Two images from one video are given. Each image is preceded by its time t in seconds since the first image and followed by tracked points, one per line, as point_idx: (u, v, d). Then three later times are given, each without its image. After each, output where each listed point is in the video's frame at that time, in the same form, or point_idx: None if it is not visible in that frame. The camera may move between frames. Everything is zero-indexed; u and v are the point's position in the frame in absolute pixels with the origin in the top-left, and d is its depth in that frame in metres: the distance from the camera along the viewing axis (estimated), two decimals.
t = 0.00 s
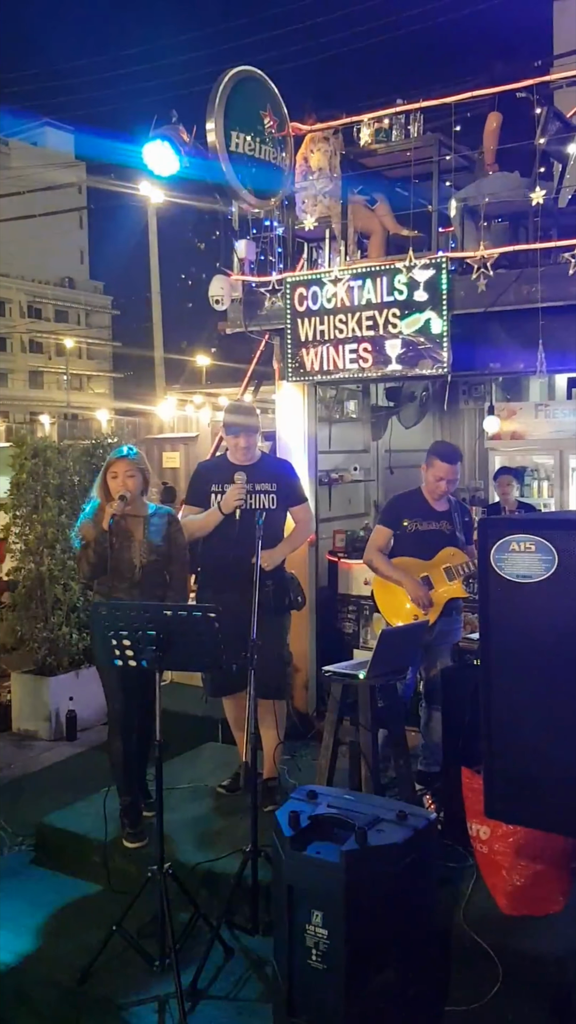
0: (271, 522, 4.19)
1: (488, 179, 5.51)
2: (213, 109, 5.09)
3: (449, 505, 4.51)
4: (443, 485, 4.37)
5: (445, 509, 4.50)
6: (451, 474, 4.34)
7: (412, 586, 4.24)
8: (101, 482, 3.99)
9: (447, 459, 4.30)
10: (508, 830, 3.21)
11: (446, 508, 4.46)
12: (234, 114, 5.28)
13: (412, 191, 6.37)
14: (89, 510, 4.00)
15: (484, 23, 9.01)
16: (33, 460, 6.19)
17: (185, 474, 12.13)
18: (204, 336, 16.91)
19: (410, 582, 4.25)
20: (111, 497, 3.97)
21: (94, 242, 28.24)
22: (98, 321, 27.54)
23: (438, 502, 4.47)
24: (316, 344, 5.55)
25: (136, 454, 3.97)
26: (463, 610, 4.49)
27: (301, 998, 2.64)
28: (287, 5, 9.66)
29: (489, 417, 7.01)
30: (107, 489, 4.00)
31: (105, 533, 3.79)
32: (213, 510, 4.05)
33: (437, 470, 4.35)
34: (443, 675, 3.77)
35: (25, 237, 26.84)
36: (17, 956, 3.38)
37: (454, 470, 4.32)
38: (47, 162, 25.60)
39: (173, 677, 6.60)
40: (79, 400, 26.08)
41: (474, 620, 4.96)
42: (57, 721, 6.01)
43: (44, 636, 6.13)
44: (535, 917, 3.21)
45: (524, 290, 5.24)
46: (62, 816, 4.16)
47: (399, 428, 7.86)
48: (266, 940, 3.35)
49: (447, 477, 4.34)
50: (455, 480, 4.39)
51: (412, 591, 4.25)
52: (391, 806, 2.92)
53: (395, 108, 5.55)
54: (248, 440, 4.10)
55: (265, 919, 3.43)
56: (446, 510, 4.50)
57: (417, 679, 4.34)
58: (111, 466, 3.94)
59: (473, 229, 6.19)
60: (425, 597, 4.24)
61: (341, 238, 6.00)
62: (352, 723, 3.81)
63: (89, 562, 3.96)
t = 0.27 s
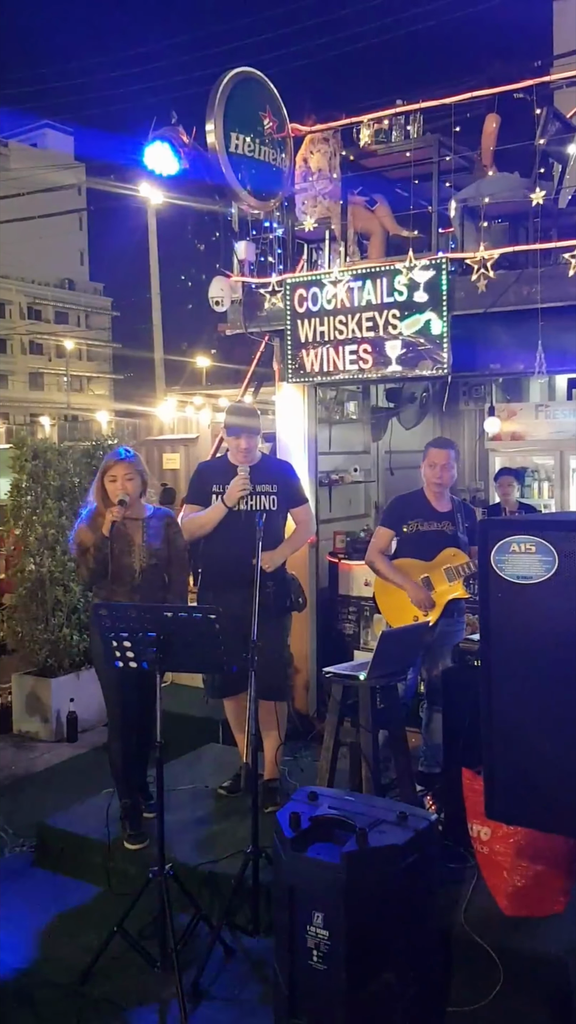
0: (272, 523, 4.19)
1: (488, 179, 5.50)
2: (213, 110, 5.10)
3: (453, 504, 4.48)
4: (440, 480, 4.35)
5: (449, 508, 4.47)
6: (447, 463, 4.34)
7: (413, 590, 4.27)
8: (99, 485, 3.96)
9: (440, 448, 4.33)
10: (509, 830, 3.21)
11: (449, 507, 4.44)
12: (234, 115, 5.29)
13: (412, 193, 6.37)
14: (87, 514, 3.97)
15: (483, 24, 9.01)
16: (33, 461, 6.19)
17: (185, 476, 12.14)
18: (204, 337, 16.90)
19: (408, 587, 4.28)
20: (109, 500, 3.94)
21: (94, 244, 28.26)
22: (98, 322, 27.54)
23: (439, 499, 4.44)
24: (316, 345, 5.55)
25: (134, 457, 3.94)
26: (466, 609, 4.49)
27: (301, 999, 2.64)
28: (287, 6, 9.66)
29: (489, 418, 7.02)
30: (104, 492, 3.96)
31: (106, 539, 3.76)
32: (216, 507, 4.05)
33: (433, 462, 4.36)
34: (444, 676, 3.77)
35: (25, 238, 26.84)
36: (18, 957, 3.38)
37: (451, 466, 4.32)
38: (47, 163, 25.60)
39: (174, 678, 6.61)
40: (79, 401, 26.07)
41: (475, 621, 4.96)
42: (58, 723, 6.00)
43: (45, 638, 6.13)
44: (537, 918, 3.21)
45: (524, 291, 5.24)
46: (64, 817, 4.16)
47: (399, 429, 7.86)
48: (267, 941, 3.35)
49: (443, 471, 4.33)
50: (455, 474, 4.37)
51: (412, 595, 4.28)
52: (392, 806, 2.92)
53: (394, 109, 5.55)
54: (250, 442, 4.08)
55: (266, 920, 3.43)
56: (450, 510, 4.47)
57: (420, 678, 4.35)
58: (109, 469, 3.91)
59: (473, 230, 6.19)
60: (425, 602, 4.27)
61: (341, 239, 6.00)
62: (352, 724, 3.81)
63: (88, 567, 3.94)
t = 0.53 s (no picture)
0: (273, 523, 4.19)
1: (488, 179, 5.49)
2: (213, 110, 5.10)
3: (452, 504, 4.47)
4: (437, 475, 4.38)
5: (448, 508, 4.47)
6: (442, 458, 4.40)
7: (411, 590, 4.33)
8: (96, 492, 3.95)
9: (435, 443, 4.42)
10: (508, 831, 3.21)
11: (448, 507, 4.45)
12: (234, 116, 5.29)
13: (411, 193, 6.37)
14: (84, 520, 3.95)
15: (483, 25, 9.01)
16: (33, 461, 6.19)
17: (185, 476, 12.15)
18: (204, 338, 16.91)
19: (406, 587, 4.34)
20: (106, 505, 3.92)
21: (94, 244, 28.26)
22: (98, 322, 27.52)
23: (437, 495, 4.42)
24: (316, 346, 5.55)
25: (128, 460, 3.92)
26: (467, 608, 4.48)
27: (301, 1000, 2.64)
28: (287, 7, 9.66)
29: (488, 419, 7.03)
30: (100, 497, 3.94)
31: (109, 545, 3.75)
32: (221, 501, 3.98)
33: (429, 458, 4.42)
34: (443, 677, 3.77)
35: (24, 238, 26.81)
36: (18, 959, 3.38)
37: (447, 463, 4.36)
38: (46, 163, 25.58)
39: (173, 678, 6.60)
40: (79, 402, 26.07)
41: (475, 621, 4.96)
42: (57, 724, 6.00)
43: (45, 639, 6.13)
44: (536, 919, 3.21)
45: (524, 292, 5.24)
46: (63, 818, 4.16)
47: (399, 430, 7.87)
48: (266, 942, 3.35)
49: (440, 468, 4.36)
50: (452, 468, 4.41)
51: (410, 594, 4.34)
52: (392, 808, 2.92)
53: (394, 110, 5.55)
54: (252, 442, 4.08)
55: (265, 921, 3.43)
56: (449, 509, 4.46)
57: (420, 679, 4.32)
58: (103, 474, 3.89)
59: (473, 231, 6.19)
60: (423, 602, 4.33)
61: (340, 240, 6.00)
62: (352, 725, 3.81)
63: (90, 573, 3.94)
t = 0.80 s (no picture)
0: (275, 521, 4.21)
1: (488, 178, 5.48)
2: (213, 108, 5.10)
3: (450, 503, 4.47)
4: (434, 473, 4.39)
5: (446, 507, 4.47)
6: (439, 457, 4.40)
7: (408, 590, 4.35)
8: (91, 501, 3.89)
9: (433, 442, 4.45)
10: (508, 830, 3.21)
11: (446, 506, 4.45)
12: (234, 114, 5.28)
13: (412, 192, 6.37)
14: (83, 532, 3.88)
15: (484, 24, 9.00)
16: (33, 460, 6.19)
17: (185, 475, 12.17)
18: (204, 337, 16.91)
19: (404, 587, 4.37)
20: (105, 513, 3.88)
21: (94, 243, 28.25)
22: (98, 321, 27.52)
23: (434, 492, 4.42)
24: (316, 344, 5.55)
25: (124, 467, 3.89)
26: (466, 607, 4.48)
27: (300, 998, 2.64)
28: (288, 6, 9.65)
29: (488, 417, 7.03)
30: (97, 507, 3.89)
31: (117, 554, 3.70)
32: (225, 497, 3.97)
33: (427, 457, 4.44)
34: (443, 676, 3.77)
35: (25, 237, 26.81)
36: (18, 957, 3.37)
37: (443, 461, 4.36)
38: (46, 162, 25.55)
39: (173, 677, 6.60)
40: (80, 401, 26.08)
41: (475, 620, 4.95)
42: (57, 722, 6.00)
43: (45, 637, 6.12)
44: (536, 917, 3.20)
45: (525, 290, 5.23)
46: (63, 816, 4.16)
47: (399, 429, 7.87)
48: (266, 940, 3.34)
49: (436, 467, 4.37)
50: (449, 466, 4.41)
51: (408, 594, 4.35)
52: (392, 806, 2.91)
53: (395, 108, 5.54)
54: (255, 441, 4.06)
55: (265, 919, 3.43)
56: (447, 508, 4.46)
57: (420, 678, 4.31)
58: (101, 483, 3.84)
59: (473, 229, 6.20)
60: (421, 601, 4.34)
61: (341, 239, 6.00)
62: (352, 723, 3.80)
63: (96, 585, 3.87)
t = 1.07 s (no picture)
0: (276, 521, 4.21)
1: (486, 178, 5.49)
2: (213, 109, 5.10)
3: (448, 503, 4.49)
4: (432, 473, 4.40)
5: (445, 508, 4.48)
6: (437, 456, 4.41)
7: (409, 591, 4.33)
8: (97, 502, 3.86)
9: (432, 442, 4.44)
10: (508, 830, 3.21)
11: (444, 506, 4.46)
12: (234, 114, 5.28)
13: (412, 192, 6.37)
14: (87, 533, 3.88)
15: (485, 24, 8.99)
16: (33, 460, 6.20)
17: (185, 475, 12.17)
18: (204, 337, 16.92)
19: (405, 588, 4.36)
20: (110, 516, 3.86)
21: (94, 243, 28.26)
22: (98, 322, 27.52)
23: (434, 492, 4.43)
24: (316, 344, 5.54)
25: (129, 470, 3.85)
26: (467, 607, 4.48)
27: (301, 999, 2.64)
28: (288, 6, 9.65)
29: (489, 417, 7.04)
30: (102, 509, 3.87)
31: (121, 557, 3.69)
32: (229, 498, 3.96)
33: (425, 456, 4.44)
34: (444, 676, 3.77)
35: (25, 237, 26.81)
36: (18, 957, 3.37)
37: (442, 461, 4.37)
38: (47, 163, 25.55)
39: (173, 677, 6.60)
40: (80, 401, 26.08)
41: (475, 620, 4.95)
42: (57, 722, 6.00)
43: (45, 637, 6.12)
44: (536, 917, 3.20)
45: (525, 290, 5.23)
46: (63, 816, 4.16)
47: (399, 429, 7.88)
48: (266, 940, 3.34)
49: (435, 466, 4.38)
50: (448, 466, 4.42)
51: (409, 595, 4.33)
52: (392, 806, 2.91)
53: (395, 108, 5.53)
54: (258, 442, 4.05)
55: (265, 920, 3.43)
56: (446, 509, 4.48)
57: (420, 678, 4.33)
58: (107, 486, 3.80)
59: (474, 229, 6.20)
60: (423, 602, 4.32)
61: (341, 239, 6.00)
62: (352, 723, 3.80)
63: (98, 586, 3.89)
